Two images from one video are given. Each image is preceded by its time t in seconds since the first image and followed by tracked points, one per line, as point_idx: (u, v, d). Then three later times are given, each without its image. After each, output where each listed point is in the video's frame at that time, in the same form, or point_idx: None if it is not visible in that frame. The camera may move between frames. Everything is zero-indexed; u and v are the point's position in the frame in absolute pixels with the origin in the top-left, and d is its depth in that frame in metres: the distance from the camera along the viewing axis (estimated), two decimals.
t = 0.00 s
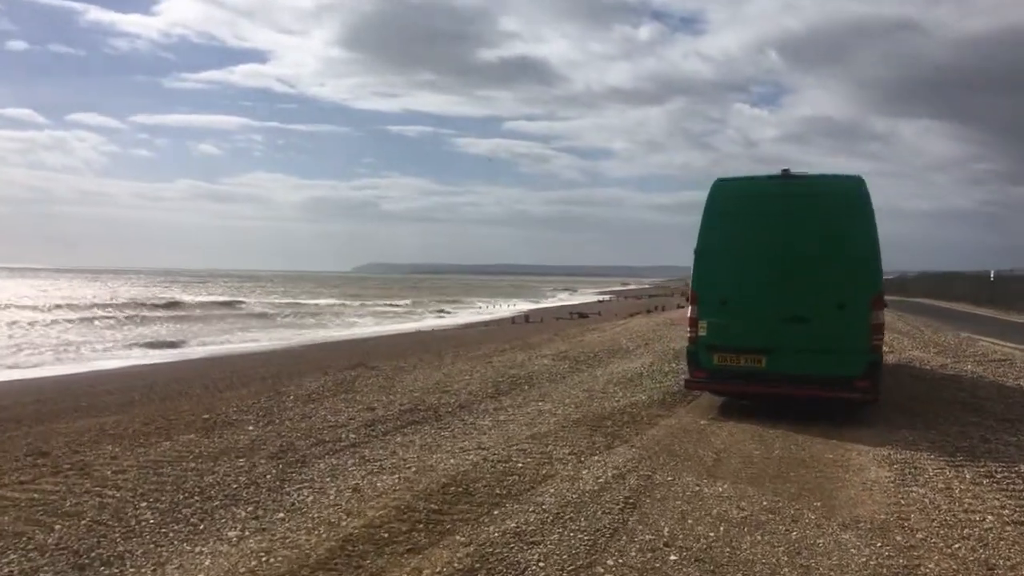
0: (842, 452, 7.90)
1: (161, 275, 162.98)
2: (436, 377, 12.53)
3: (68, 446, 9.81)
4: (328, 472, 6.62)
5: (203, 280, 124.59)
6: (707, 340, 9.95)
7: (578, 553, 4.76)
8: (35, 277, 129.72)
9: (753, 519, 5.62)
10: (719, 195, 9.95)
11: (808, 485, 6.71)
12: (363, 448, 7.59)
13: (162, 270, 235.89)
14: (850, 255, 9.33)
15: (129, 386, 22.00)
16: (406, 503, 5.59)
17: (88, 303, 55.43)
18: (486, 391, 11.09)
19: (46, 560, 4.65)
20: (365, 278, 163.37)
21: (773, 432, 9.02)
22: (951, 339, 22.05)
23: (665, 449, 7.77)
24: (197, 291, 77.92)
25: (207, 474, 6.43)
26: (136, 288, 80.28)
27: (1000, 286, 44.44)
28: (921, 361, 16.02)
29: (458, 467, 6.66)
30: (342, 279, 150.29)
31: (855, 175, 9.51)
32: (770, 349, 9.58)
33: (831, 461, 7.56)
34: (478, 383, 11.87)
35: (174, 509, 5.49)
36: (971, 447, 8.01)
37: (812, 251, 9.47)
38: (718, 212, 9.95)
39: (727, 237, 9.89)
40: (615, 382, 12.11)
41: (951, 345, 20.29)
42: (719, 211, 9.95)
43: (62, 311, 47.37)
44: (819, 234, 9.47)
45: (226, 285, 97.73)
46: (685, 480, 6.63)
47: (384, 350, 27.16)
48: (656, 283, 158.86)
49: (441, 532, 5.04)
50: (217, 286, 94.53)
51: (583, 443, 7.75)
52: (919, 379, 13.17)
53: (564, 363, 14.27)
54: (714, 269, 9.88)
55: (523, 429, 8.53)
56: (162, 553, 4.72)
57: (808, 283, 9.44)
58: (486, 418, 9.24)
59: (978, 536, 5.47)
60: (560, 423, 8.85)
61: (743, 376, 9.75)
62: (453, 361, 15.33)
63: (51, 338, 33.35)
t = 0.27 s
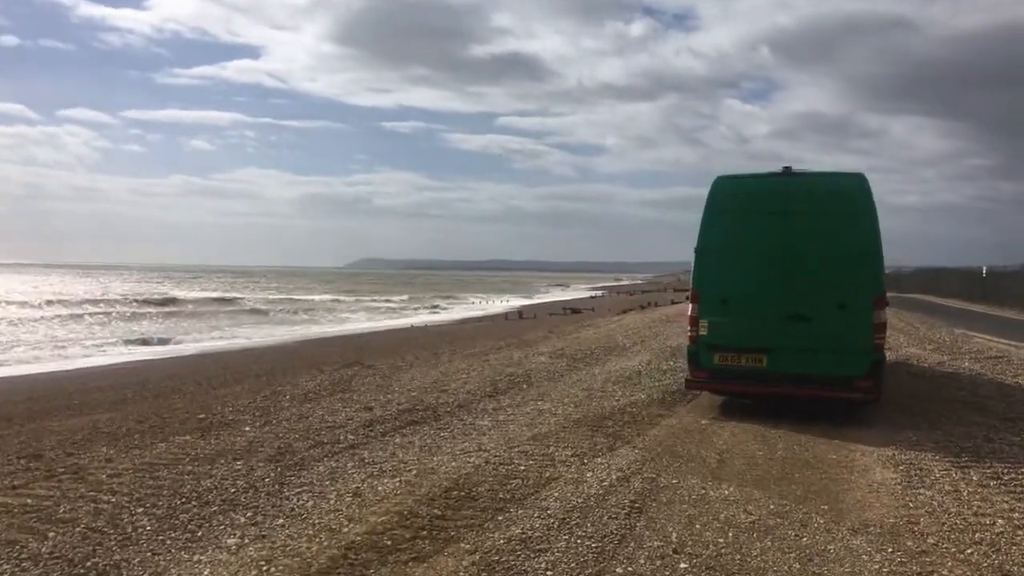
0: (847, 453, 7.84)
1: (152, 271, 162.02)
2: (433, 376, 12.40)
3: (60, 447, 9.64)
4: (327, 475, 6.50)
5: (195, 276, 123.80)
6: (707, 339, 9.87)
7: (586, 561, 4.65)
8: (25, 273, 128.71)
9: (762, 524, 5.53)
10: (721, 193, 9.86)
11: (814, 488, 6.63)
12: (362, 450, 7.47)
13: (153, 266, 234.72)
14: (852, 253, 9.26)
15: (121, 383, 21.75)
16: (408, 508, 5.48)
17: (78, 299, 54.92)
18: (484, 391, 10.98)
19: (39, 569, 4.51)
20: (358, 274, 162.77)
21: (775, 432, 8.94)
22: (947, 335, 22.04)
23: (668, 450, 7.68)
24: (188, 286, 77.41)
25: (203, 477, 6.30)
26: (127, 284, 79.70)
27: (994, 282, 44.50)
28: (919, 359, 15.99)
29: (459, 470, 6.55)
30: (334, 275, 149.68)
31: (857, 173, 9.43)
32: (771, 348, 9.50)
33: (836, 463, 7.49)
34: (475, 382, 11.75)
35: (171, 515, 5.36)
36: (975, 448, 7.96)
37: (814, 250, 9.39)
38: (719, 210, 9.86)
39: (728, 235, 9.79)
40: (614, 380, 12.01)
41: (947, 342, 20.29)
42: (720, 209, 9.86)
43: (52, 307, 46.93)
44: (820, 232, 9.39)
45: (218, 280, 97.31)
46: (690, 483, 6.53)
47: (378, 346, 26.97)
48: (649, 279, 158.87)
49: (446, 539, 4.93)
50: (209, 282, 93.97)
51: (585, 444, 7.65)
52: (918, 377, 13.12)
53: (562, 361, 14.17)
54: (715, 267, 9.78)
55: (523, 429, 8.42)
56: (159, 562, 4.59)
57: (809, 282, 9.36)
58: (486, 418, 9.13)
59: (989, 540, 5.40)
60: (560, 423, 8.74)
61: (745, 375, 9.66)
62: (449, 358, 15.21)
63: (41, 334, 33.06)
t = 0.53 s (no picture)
0: (861, 455, 7.72)
1: (147, 268, 161.32)
2: (436, 375, 12.25)
3: (58, 449, 9.47)
4: (335, 478, 6.36)
5: (189, 274, 123.18)
6: (716, 339, 9.75)
7: (607, 569, 4.53)
8: (20, 271, 128.40)
9: (782, 529, 5.41)
10: (730, 190, 9.73)
11: (832, 491, 6.52)
12: (368, 451, 7.32)
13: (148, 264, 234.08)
14: (863, 251, 9.13)
15: (116, 382, 21.50)
16: (420, 514, 5.34)
17: (72, 298, 54.54)
18: (488, 390, 10.83)
19: None
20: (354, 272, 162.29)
21: (786, 433, 8.84)
22: (950, 334, 21.96)
23: (679, 452, 7.56)
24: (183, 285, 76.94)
25: (208, 480, 6.15)
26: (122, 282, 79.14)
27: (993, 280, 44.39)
28: (923, 358, 15.89)
29: (470, 473, 6.42)
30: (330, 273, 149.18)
31: (868, 169, 9.30)
32: (781, 348, 9.39)
33: (851, 465, 7.38)
34: (479, 381, 11.61)
35: (177, 520, 5.21)
36: (990, 448, 7.85)
37: (825, 247, 9.26)
38: (728, 207, 9.74)
39: (737, 233, 9.67)
40: (619, 380, 11.87)
41: (950, 340, 20.18)
42: (730, 206, 9.74)
43: (46, 306, 46.56)
44: (830, 230, 9.27)
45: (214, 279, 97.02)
46: (705, 487, 6.41)
47: (377, 345, 26.74)
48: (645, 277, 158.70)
49: (461, 546, 4.80)
50: (205, 280, 93.44)
51: (595, 445, 7.51)
52: (924, 376, 13.02)
53: (565, 360, 14.03)
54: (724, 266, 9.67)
55: (531, 430, 8.28)
56: (166, 570, 4.44)
57: (819, 281, 9.25)
58: (492, 418, 8.98)
59: (1013, 545, 5.29)
60: (568, 423, 8.59)
61: (754, 375, 9.56)
62: (451, 357, 15.05)
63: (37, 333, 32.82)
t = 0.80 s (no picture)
0: (888, 459, 7.57)
1: (147, 267, 161.09)
2: (447, 376, 12.08)
3: (66, 451, 9.30)
4: (354, 483, 6.19)
5: (190, 272, 122.88)
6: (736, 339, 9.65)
7: None
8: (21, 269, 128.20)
9: (817, 537, 5.25)
10: (751, 187, 9.60)
11: (863, 498, 6.35)
12: (385, 455, 7.16)
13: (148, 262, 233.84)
14: (886, 250, 8.99)
15: (119, 382, 21.30)
16: (444, 521, 5.17)
17: (73, 297, 54.33)
18: (502, 392, 10.67)
19: None
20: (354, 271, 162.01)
21: (809, 436, 8.67)
22: (961, 334, 21.75)
23: (703, 456, 7.39)
24: (184, 283, 76.69)
25: (224, 485, 5.98)
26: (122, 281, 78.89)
27: (998, 278, 44.14)
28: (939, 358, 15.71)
29: (492, 478, 6.25)
30: (331, 271, 148.94)
31: (892, 167, 9.14)
32: (802, 348, 9.29)
33: (879, 470, 7.22)
34: (491, 382, 11.45)
35: (194, 528, 5.05)
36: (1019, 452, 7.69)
37: (847, 247, 9.14)
38: (749, 206, 9.63)
39: (758, 232, 9.57)
40: (633, 381, 11.71)
41: (963, 340, 19.98)
42: (751, 204, 9.62)
43: (46, 304, 46.29)
44: (853, 229, 9.13)
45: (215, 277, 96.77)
46: (733, 493, 6.24)
47: (381, 344, 26.53)
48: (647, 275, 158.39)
49: (489, 555, 4.64)
50: (205, 279, 93.14)
51: (617, 449, 7.35)
52: (941, 377, 12.85)
53: (576, 361, 13.86)
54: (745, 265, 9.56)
55: (549, 433, 8.11)
56: None
57: (841, 281, 9.12)
58: (509, 421, 8.82)
59: None
60: (587, 426, 8.44)
61: (775, 376, 9.46)
62: (460, 358, 14.87)
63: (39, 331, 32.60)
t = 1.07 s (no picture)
0: (913, 463, 7.48)
1: (154, 267, 161.51)
2: (462, 377, 12.00)
3: (83, 452, 9.25)
4: (377, 487, 6.12)
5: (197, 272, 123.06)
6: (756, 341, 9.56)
7: None
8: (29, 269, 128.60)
9: (850, 545, 5.15)
10: (771, 188, 9.52)
11: (892, 503, 6.26)
12: (406, 458, 7.09)
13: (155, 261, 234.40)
14: (909, 251, 8.88)
15: (130, 381, 21.28)
16: (471, 527, 5.09)
17: (83, 296, 54.44)
18: (518, 393, 10.60)
19: None
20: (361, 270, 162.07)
21: (832, 440, 8.58)
22: (976, 334, 21.55)
23: (727, 460, 7.31)
24: (192, 283, 76.69)
25: (246, 489, 5.92)
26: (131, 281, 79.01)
27: (1009, 276, 43.82)
28: (956, 359, 15.56)
29: (516, 482, 6.17)
30: (338, 271, 148.98)
31: (914, 167, 9.02)
32: (824, 351, 9.20)
33: (905, 474, 7.13)
34: (507, 383, 11.37)
35: (218, 533, 4.98)
36: None
37: (869, 248, 9.03)
38: (778, 202, 9.51)
39: (784, 229, 9.47)
40: (650, 382, 11.63)
41: (979, 341, 19.79)
42: (771, 205, 9.54)
43: (55, 304, 46.27)
44: (875, 230, 9.02)
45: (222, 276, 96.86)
46: (761, 499, 6.15)
47: (390, 344, 26.47)
48: (653, 275, 158.10)
49: (519, 563, 4.55)
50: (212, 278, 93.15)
51: (640, 453, 7.27)
52: (960, 378, 12.73)
53: (591, 361, 13.78)
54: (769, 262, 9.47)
55: (570, 435, 8.04)
56: None
57: (864, 282, 9.03)
58: (527, 423, 8.75)
59: None
60: (607, 429, 8.36)
61: (795, 377, 9.37)
62: (474, 358, 14.78)
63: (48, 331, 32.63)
